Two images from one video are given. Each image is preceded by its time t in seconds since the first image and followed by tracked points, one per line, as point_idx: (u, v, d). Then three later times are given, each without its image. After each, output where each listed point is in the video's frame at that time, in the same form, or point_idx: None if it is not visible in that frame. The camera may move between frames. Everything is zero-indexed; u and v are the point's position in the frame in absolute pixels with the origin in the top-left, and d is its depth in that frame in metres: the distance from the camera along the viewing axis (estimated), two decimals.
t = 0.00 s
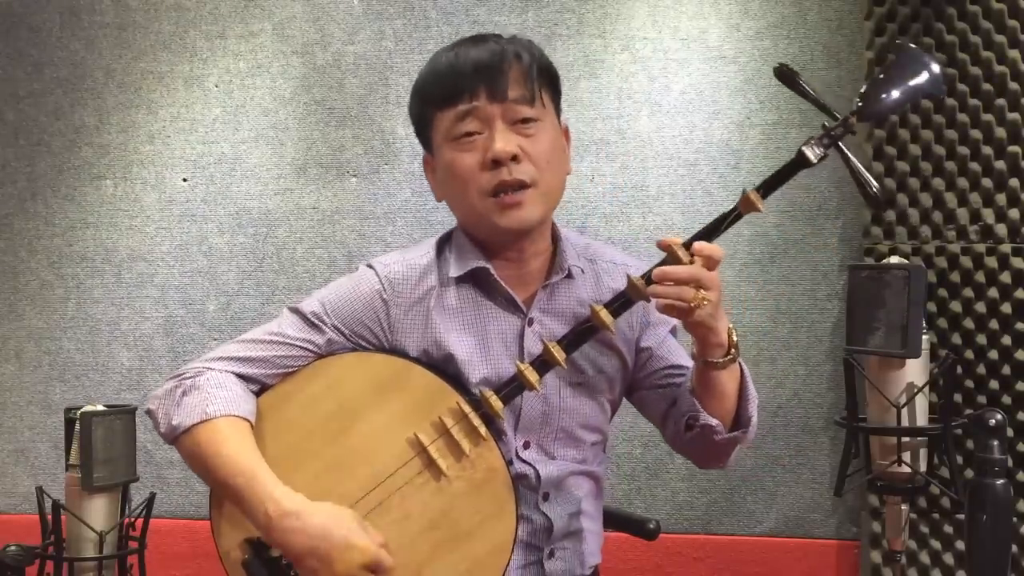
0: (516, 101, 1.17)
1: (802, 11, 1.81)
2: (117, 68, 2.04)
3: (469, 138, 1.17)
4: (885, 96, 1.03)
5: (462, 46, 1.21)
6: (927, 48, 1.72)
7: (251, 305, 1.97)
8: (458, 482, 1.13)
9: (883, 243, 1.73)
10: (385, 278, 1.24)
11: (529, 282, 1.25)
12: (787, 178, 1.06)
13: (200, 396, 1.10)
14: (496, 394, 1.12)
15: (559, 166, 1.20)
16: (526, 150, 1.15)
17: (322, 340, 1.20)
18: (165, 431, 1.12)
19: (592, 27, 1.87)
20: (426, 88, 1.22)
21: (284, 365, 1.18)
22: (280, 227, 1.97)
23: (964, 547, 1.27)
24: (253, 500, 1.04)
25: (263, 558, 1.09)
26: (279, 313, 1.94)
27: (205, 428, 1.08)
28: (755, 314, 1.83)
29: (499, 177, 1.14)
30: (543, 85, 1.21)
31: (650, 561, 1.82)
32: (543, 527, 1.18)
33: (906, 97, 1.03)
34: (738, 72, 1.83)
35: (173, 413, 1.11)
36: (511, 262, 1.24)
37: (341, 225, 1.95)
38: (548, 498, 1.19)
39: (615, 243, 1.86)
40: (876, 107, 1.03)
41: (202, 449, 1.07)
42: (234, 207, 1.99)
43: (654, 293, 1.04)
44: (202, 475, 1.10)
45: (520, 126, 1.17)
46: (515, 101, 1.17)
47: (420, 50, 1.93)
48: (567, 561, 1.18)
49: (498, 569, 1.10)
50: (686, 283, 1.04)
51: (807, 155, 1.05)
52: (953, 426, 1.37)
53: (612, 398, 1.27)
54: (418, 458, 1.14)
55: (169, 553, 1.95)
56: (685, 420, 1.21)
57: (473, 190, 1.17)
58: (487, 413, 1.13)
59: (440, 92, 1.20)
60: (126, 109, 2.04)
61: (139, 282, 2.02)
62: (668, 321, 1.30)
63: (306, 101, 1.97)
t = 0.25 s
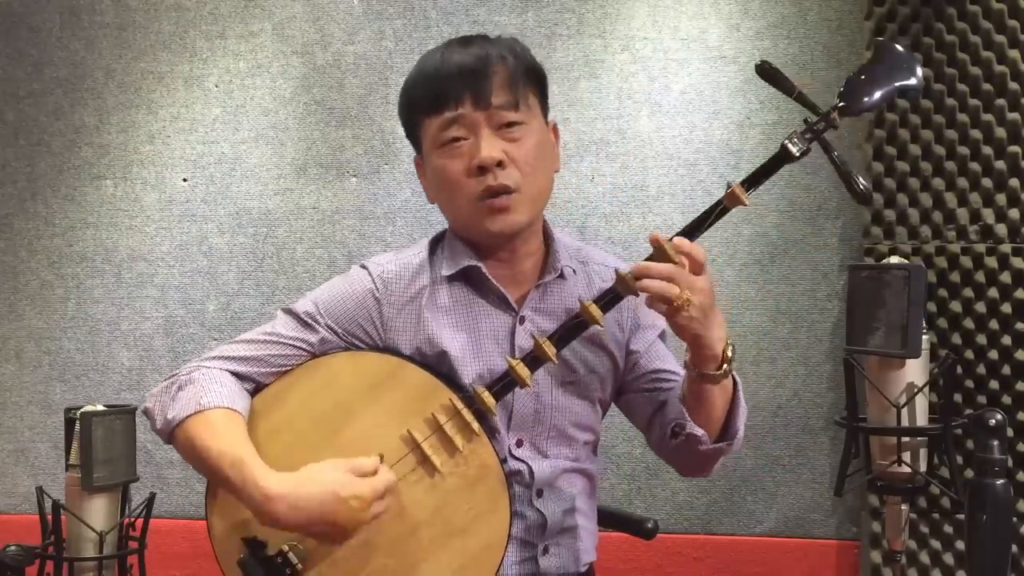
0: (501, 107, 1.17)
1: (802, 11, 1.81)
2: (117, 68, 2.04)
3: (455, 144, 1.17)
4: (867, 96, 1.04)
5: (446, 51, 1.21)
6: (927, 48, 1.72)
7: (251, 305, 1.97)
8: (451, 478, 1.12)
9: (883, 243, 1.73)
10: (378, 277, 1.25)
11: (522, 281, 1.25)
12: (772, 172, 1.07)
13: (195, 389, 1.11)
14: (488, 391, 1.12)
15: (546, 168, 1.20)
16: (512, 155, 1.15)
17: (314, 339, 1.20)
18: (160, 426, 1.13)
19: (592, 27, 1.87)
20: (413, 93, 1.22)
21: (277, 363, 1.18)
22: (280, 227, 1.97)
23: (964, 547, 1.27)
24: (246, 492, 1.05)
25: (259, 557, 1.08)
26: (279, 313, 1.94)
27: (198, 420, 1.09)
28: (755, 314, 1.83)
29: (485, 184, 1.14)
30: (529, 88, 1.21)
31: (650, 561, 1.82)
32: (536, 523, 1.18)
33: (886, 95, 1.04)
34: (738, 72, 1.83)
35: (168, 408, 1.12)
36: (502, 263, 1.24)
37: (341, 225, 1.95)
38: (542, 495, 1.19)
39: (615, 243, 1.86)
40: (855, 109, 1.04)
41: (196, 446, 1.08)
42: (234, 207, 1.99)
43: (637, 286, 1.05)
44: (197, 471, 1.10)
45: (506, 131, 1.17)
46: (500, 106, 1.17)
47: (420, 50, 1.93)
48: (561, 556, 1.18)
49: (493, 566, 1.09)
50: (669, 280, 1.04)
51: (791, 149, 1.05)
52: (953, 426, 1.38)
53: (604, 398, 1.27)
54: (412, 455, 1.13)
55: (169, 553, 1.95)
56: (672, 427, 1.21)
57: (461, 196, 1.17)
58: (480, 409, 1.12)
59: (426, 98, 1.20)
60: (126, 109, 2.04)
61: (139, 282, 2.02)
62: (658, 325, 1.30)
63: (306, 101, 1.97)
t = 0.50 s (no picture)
0: (495, 89, 1.19)
1: (802, 11, 1.81)
2: (117, 68, 2.04)
3: (452, 125, 1.19)
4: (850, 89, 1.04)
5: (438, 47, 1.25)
6: (927, 48, 1.72)
7: (251, 305, 1.97)
8: (445, 476, 1.12)
9: (883, 243, 1.73)
10: (368, 278, 1.25)
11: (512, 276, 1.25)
12: (755, 164, 1.08)
13: (186, 393, 1.11)
14: (480, 388, 1.11)
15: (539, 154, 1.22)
16: (507, 135, 1.17)
17: (305, 341, 1.21)
18: (153, 429, 1.13)
19: (592, 27, 1.87)
20: (407, 87, 1.25)
21: (268, 366, 1.19)
22: (280, 227, 1.97)
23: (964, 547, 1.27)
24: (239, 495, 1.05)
25: (255, 559, 1.08)
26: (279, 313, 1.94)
27: (188, 422, 1.09)
28: (755, 314, 1.83)
29: (482, 160, 1.15)
30: (522, 79, 1.25)
31: (650, 561, 1.82)
32: (532, 522, 1.18)
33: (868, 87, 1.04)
34: (738, 72, 1.83)
35: (161, 412, 1.13)
36: (492, 256, 1.24)
37: (341, 225, 1.95)
38: (537, 493, 1.19)
39: (615, 243, 1.86)
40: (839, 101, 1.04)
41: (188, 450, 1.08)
42: (234, 207, 1.99)
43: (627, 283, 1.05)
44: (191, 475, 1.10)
45: (501, 114, 1.19)
46: (494, 90, 1.20)
47: (420, 50, 1.93)
48: (558, 555, 1.18)
49: (490, 563, 1.09)
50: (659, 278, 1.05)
51: (774, 140, 1.05)
52: (953, 426, 1.37)
53: (598, 397, 1.27)
54: (405, 454, 1.13)
55: (169, 553, 1.95)
56: (664, 428, 1.21)
57: (457, 175, 1.17)
58: (472, 408, 1.11)
59: (420, 85, 1.22)
60: (126, 109, 2.04)
61: (139, 282, 2.02)
62: (651, 324, 1.30)
63: (306, 101, 1.97)
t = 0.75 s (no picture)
0: (495, 84, 1.21)
1: (802, 11, 1.81)
2: (117, 68, 2.04)
3: (454, 117, 1.19)
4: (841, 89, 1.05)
5: (432, 49, 1.27)
6: (927, 49, 1.72)
7: (251, 305, 1.97)
8: (443, 475, 1.12)
9: (883, 243, 1.73)
10: (366, 279, 1.25)
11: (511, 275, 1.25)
12: (747, 161, 1.09)
13: (188, 396, 1.10)
14: (477, 388, 1.12)
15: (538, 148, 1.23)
16: (510, 126, 1.18)
17: (303, 342, 1.21)
18: (152, 434, 1.12)
19: (592, 27, 1.87)
20: (403, 87, 1.26)
21: (267, 368, 1.19)
22: (280, 227, 1.97)
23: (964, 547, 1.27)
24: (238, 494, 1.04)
25: (253, 560, 1.09)
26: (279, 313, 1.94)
27: (193, 425, 1.08)
28: (755, 314, 1.83)
29: (487, 148, 1.16)
30: (517, 78, 1.27)
31: (650, 561, 1.82)
32: (530, 521, 1.18)
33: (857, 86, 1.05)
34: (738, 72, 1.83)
35: (160, 416, 1.12)
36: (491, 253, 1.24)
37: (341, 225, 1.95)
38: (534, 492, 1.18)
39: (615, 243, 1.86)
40: (830, 100, 1.05)
41: (186, 450, 1.08)
42: (234, 207, 1.99)
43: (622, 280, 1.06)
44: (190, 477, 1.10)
45: (501, 107, 1.20)
46: (493, 85, 1.22)
47: (420, 50, 1.93)
48: (556, 553, 1.18)
49: (488, 562, 1.09)
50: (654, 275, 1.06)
51: (767, 137, 1.07)
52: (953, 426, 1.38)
53: (597, 397, 1.27)
54: (403, 453, 1.14)
55: (169, 553, 1.95)
56: (659, 428, 1.21)
57: (462, 165, 1.17)
58: (470, 407, 1.12)
59: (420, 83, 1.23)
60: (126, 109, 2.04)
61: (139, 282, 2.02)
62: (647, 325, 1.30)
63: (306, 101, 1.97)
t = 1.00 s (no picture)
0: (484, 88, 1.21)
1: (802, 11, 1.81)
2: (117, 68, 2.04)
3: (448, 125, 1.19)
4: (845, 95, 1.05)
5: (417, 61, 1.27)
6: (927, 49, 1.72)
7: (251, 305, 1.97)
8: (445, 475, 1.12)
9: (883, 243, 1.73)
10: (369, 280, 1.25)
11: (516, 278, 1.26)
12: (750, 165, 1.09)
13: (191, 391, 1.11)
14: (480, 387, 1.12)
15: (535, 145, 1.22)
16: (505, 128, 1.18)
17: (308, 341, 1.22)
18: (155, 426, 1.13)
19: (592, 27, 1.87)
20: (395, 102, 1.25)
21: (271, 366, 1.19)
22: (280, 227, 1.97)
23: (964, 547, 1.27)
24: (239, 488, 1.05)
25: (255, 557, 1.07)
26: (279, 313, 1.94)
27: (194, 420, 1.09)
28: (755, 314, 1.83)
29: (486, 153, 1.15)
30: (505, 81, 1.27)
31: (650, 561, 1.82)
32: (530, 521, 1.18)
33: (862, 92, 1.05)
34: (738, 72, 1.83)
35: (164, 409, 1.13)
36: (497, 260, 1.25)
37: (341, 225, 1.95)
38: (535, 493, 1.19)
39: (615, 243, 1.86)
40: (834, 105, 1.05)
41: (191, 446, 1.08)
42: (234, 207, 1.99)
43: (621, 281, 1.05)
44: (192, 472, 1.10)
45: (494, 110, 1.20)
46: (483, 90, 1.22)
47: (421, 50, 1.93)
48: (556, 553, 1.18)
49: (489, 562, 1.09)
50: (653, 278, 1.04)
51: (771, 141, 1.06)
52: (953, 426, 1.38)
53: (597, 400, 1.27)
54: (405, 453, 1.14)
55: (169, 553, 1.95)
56: (653, 432, 1.21)
57: (461, 173, 1.17)
58: (472, 407, 1.12)
59: (410, 95, 1.23)
60: (126, 109, 2.04)
61: (139, 282, 2.02)
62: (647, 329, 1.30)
63: (306, 101, 1.97)
